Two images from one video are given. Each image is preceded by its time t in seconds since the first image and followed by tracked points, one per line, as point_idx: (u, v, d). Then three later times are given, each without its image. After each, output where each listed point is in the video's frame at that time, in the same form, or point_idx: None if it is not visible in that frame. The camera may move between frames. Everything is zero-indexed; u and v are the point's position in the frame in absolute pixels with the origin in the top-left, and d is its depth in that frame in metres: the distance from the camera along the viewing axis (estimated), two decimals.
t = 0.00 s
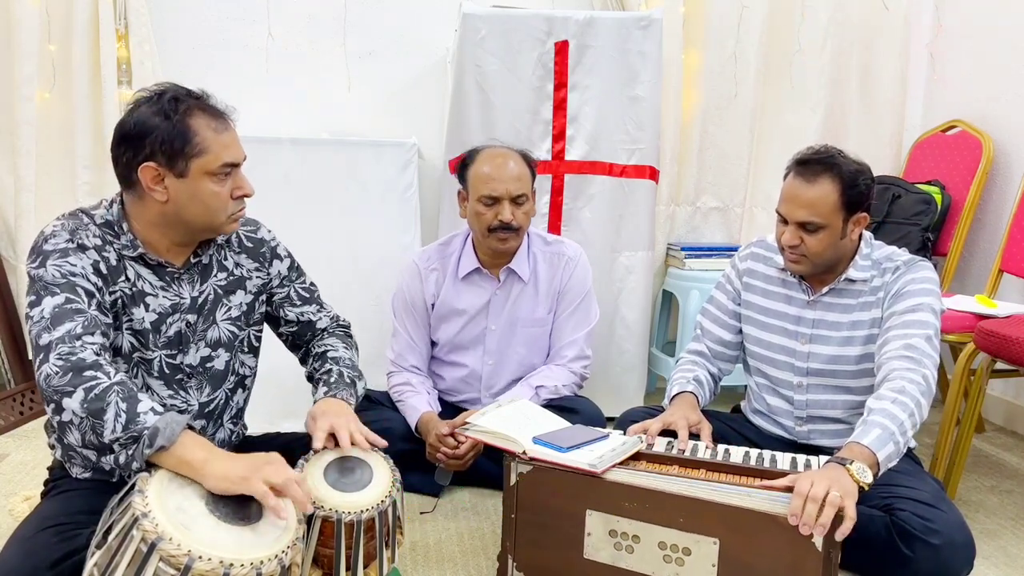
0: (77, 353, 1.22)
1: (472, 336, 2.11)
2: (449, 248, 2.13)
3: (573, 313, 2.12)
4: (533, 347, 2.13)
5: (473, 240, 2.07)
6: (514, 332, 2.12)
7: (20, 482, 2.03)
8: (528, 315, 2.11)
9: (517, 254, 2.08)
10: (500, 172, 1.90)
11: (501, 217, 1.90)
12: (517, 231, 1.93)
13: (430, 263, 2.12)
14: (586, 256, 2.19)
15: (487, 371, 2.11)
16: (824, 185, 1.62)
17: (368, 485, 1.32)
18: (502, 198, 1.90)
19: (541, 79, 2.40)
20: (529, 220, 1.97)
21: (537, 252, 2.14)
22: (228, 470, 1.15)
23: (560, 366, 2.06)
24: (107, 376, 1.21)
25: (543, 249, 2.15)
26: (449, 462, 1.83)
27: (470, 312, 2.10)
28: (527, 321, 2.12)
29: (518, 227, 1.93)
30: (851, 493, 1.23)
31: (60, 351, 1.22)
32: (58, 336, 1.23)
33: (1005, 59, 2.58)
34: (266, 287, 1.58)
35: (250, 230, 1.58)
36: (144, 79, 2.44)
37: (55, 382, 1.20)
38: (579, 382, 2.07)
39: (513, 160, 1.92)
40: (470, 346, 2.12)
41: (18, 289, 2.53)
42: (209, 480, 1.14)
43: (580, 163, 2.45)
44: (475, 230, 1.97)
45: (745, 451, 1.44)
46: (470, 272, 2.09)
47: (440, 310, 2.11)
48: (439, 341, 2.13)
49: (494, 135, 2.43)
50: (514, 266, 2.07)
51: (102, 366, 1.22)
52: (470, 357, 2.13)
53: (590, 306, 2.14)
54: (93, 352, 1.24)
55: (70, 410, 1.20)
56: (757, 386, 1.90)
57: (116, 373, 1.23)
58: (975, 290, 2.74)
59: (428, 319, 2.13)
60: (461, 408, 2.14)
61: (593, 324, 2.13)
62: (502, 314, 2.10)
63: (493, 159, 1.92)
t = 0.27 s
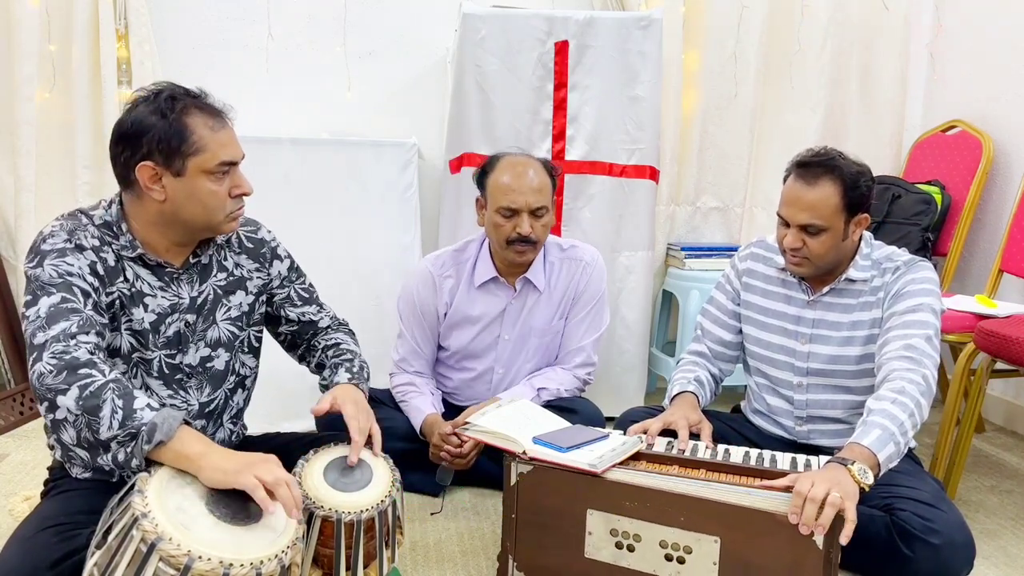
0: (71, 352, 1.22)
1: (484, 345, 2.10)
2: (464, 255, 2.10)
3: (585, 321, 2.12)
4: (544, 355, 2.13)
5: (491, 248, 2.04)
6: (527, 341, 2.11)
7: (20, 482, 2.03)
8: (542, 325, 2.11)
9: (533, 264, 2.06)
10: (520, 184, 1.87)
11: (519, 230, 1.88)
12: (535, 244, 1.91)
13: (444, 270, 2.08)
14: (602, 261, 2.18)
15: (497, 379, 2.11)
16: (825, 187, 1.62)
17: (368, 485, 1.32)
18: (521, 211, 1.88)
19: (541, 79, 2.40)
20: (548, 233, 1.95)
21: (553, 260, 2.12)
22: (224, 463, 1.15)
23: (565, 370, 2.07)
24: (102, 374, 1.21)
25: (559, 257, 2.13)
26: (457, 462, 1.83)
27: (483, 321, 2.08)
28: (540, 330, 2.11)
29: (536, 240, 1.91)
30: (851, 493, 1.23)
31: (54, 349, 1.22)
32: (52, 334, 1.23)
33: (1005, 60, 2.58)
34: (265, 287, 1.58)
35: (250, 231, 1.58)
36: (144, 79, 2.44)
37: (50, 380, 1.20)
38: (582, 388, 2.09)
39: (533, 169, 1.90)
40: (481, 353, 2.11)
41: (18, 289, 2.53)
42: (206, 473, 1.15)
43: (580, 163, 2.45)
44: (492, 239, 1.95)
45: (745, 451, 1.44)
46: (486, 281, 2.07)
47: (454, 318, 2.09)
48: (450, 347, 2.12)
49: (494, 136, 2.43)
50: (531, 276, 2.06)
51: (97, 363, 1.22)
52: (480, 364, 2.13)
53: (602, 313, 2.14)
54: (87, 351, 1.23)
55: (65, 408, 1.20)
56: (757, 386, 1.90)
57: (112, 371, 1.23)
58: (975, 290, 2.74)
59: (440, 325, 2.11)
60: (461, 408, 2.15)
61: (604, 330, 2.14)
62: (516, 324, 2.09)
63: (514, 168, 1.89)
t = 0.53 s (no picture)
0: (77, 338, 1.22)
1: (490, 349, 2.10)
2: (472, 258, 2.09)
3: (591, 324, 2.13)
4: (548, 358, 2.14)
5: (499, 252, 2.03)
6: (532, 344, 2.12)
7: (21, 482, 2.03)
8: (548, 329, 2.11)
9: (541, 270, 2.06)
10: (530, 190, 1.86)
11: (528, 237, 1.88)
12: (543, 251, 1.90)
13: (452, 273, 2.07)
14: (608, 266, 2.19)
15: (501, 382, 2.12)
16: (831, 184, 1.62)
17: (367, 485, 1.32)
18: (530, 217, 1.87)
19: (541, 79, 2.40)
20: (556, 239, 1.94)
21: (560, 265, 2.12)
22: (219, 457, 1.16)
23: (569, 372, 2.09)
24: (106, 363, 1.22)
25: (566, 261, 2.13)
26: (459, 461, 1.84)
27: (490, 325, 2.08)
28: (546, 335, 2.11)
29: (544, 247, 1.91)
30: (852, 495, 1.23)
31: (60, 334, 1.22)
32: (58, 321, 1.24)
33: (1006, 60, 2.58)
34: (266, 289, 1.58)
35: (251, 233, 1.58)
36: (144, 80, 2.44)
37: (54, 365, 1.20)
38: (585, 389, 2.10)
39: (543, 175, 1.89)
40: (486, 356, 2.11)
41: (19, 288, 2.53)
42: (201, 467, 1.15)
43: (580, 163, 2.45)
44: (501, 244, 1.94)
45: (745, 451, 1.44)
46: (494, 285, 2.06)
47: (460, 321, 2.08)
48: (454, 350, 2.12)
49: (494, 135, 2.43)
50: (538, 282, 2.06)
51: (102, 352, 1.23)
52: (484, 366, 2.13)
53: (607, 315, 2.15)
54: (93, 339, 1.24)
55: (65, 395, 1.20)
56: (757, 386, 1.90)
57: (116, 361, 1.24)
58: (975, 290, 2.74)
59: (445, 328, 2.10)
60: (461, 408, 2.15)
61: (609, 332, 2.15)
62: (522, 329, 2.09)
63: (523, 173, 1.89)
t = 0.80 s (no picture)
0: (83, 342, 1.23)
1: (487, 347, 2.10)
2: (469, 255, 2.09)
3: (588, 322, 2.13)
4: (545, 356, 2.13)
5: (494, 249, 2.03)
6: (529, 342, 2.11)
7: (21, 482, 2.03)
8: (545, 327, 2.10)
9: (537, 267, 2.05)
10: (526, 188, 1.87)
11: (524, 234, 1.88)
12: (540, 248, 1.91)
13: (448, 271, 2.08)
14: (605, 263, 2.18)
15: (498, 381, 2.11)
16: (836, 184, 1.62)
17: (367, 485, 1.32)
18: (525, 215, 1.88)
19: (541, 79, 2.40)
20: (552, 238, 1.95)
21: (557, 263, 2.12)
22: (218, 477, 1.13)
23: (567, 371, 2.09)
24: (111, 367, 1.22)
25: (563, 259, 2.13)
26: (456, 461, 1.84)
27: (487, 323, 2.08)
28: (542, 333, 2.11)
29: (541, 245, 1.91)
30: (852, 488, 1.23)
31: (67, 338, 1.23)
32: (63, 325, 1.24)
33: (1005, 60, 2.58)
34: (267, 290, 1.58)
35: (253, 233, 1.59)
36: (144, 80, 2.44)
37: (61, 368, 1.21)
38: (585, 388, 2.11)
39: (540, 173, 1.89)
40: (482, 354, 2.11)
41: (19, 288, 2.53)
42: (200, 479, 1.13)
43: (580, 163, 2.45)
44: (498, 243, 1.95)
45: (745, 451, 1.44)
46: (490, 282, 2.06)
47: (457, 319, 2.08)
48: (451, 348, 2.12)
49: (494, 135, 2.43)
50: (535, 280, 2.05)
51: (107, 356, 1.23)
52: (482, 365, 2.13)
53: (606, 314, 2.14)
54: (98, 343, 1.24)
55: (72, 398, 1.20)
56: (758, 386, 1.90)
57: (120, 365, 1.24)
58: (975, 290, 2.74)
59: (442, 326, 2.10)
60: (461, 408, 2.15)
61: (607, 331, 2.15)
62: (519, 327, 2.09)
63: (520, 171, 1.89)
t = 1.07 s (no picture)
0: (83, 341, 1.23)
1: (481, 347, 2.10)
2: (461, 255, 2.09)
3: (583, 322, 2.12)
4: (540, 355, 2.13)
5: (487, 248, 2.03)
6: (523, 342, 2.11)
7: (20, 482, 2.03)
8: (539, 327, 2.10)
9: (529, 267, 2.05)
10: (517, 188, 1.86)
11: (516, 233, 1.88)
12: (531, 247, 1.91)
13: (441, 271, 2.07)
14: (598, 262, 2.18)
15: (493, 381, 2.11)
16: (836, 183, 1.62)
17: (367, 485, 1.32)
18: (517, 215, 1.87)
19: (541, 79, 2.40)
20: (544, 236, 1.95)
21: (550, 262, 2.11)
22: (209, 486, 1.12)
23: (566, 371, 2.09)
24: (110, 366, 1.22)
25: (556, 259, 2.12)
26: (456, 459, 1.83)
27: (481, 323, 2.08)
28: (537, 332, 2.11)
29: (532, 243, 1.91)
30: (852, 496, 1.23)
31: (67, 338, 1.23)
32: (64, 324, 1.25)
33: (1006, 60, 2.58)
34: (266, 290, 1.57)
35: (254, 233, 1.58)
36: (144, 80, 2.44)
37: (61, 368, 1.21)
38: (584, 389, 2.11)
39: (531, 172, 1.89)
40: (477, 354, 2.11)
41: (19, 288, 2.53)
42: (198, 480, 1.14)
43: (579, 163, 2.45)
44: (490, 242, 1.95)
45: (745, 451, 1.44)
46: (484, 282, 2.06)
47: (450, 319, 2.08)
48: (445, 348, 2.12)
49: (494, 135, 2.43)
50: (527, 279, 2.05)
51: (107, 355, 1.23)
52: (476, 365, 2.12)
53: (600, 314, 2.14)
54: (98, 342, 1.25)
55: (72, 398, 1.21)
56: (758, 386, 1.90)
57: (120, 364, 1.24)
58: (975, 290, 2.74)
59: (436, 327, 2.10)
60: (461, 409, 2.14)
61: (602, 331, 2.15)
62: (512, 327, 2.09)
63: (511, 170, 1.89)
